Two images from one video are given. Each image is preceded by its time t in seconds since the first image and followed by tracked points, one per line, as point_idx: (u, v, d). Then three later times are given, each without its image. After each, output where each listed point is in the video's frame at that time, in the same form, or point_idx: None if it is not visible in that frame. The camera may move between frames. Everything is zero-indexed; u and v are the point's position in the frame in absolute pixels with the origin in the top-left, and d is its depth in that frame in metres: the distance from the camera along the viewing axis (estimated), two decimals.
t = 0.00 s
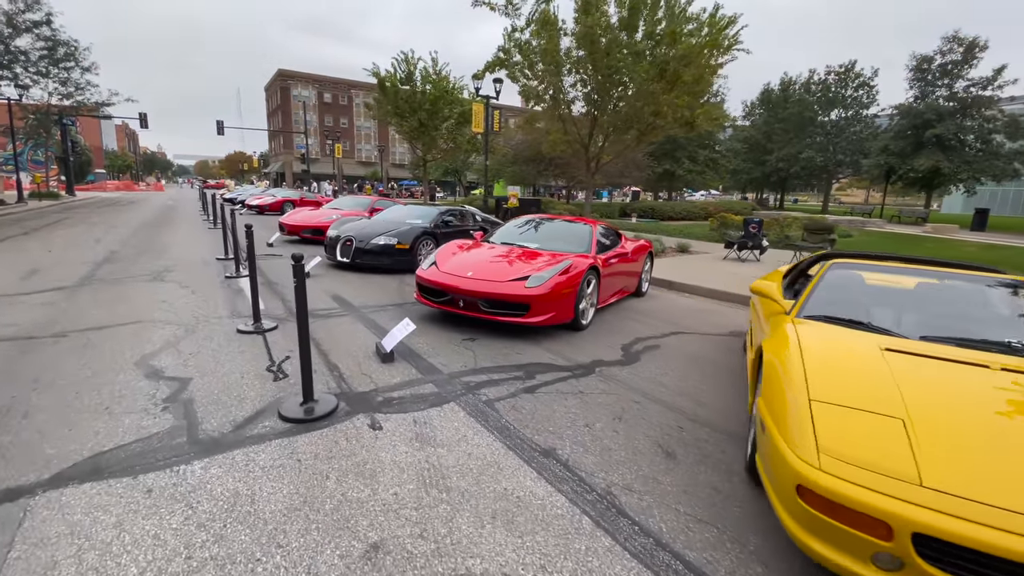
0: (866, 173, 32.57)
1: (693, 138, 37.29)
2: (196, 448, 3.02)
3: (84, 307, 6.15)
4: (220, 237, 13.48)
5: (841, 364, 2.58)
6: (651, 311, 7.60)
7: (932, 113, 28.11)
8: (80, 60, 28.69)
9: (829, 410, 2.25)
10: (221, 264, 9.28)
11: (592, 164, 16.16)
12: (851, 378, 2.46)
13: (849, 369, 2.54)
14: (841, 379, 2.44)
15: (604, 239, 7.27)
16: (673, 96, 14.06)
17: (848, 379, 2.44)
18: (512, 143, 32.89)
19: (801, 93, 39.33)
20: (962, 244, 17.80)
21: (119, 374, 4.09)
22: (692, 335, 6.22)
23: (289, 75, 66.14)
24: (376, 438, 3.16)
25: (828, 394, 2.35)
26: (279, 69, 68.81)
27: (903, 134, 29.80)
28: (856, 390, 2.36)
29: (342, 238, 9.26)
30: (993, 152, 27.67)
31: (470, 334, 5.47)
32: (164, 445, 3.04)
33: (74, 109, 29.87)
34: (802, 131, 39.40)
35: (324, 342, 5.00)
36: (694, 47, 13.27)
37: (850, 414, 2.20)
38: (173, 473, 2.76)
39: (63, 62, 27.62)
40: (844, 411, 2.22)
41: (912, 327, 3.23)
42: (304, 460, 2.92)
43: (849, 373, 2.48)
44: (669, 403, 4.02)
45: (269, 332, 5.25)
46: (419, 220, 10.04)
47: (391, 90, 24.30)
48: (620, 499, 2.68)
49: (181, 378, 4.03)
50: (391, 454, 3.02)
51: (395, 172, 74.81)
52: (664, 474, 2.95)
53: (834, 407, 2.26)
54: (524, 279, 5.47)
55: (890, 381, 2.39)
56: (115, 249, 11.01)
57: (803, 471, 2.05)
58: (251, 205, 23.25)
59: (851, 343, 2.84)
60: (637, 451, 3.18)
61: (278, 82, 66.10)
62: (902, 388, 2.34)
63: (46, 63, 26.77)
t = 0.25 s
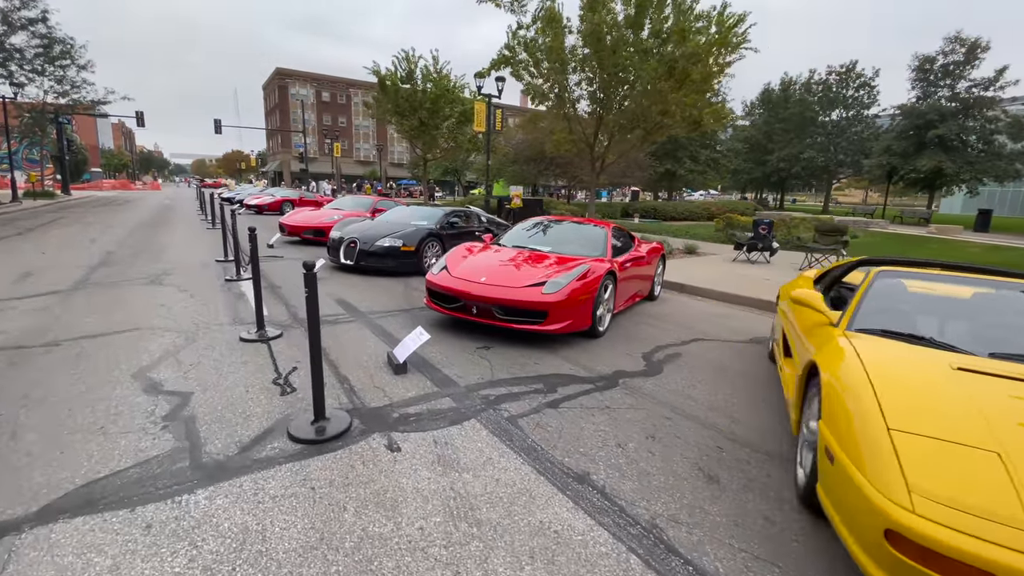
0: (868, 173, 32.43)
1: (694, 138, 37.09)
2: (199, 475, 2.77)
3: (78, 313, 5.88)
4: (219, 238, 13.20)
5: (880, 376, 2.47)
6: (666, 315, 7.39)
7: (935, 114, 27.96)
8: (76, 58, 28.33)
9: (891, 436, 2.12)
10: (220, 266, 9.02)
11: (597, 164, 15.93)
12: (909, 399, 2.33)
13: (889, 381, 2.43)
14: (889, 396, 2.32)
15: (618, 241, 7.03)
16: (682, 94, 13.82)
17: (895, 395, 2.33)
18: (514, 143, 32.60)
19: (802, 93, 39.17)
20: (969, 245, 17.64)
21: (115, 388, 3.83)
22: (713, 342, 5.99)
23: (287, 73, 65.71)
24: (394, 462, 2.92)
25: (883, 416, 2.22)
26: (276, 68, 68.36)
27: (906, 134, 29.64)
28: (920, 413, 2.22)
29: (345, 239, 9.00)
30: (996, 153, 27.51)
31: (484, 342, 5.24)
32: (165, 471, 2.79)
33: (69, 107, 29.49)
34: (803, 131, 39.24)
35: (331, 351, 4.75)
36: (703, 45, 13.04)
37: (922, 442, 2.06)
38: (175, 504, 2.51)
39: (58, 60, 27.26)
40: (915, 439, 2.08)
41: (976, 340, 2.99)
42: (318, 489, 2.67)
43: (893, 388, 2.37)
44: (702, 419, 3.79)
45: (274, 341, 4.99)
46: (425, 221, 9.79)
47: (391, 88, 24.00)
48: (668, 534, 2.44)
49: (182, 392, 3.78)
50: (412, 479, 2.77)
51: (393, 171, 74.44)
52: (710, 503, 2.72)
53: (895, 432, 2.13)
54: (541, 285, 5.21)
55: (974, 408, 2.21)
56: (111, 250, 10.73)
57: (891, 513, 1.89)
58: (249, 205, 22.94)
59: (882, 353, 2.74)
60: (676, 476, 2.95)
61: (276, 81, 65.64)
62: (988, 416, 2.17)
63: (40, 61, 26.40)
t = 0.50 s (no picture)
0: (868, 172, 32.26)
1: (694, 137, 36.87)
2: (195, 497, 2.51)
3: (67, 315, 5.61)
4: (215, 237, 12.91)
5: (951, 386, 2.25)
6: (679, 316, 7.16)
7: (935, 113, 27.78)
8: (67, 54, 27.89)
9: (976, 456, 1.91)
10: (217, 266, 8.75)
11: (600, 162, 15.68)
12: (987, 412, 2.11)
13: (962, 392, 2.21)
14: (965, 409, 2.11)
15: (631, 240, 6.78)
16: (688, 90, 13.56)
17: (972, 409, 2.11)
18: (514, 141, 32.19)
19: (801, 91, 38.99)
20: (974, 244, 17.46)
21: (104, 397, 3.58)
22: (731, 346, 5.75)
23: (283, 71, 65.21)
24: (410, 480, 2.67)
25: (964, 433, 2.00)
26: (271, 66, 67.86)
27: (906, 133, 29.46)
28: (1003, 428, 2.01)
29: (346, 238, 8.74)
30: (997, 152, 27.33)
31: (495, 346, 4.99)
32: (156, 493, 2.54)
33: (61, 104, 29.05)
34: (802, 130, 39.08)
35: (336, 356, 4.50)
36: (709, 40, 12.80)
37: (1013, 464, 1.85)
38: (167, 532, 2.25)
39: (48, 56, 26.82)
40: (1005, 461, 1.87)
41: None
42: (326, 513, 2.41)
43: (969, 400, 2.16)
44: (733, 431, 3.54)
45: (274, 344, 4.73)
46: (428, 219, 9.53)
47: (389, 85, 23.70)
48: (717, 564, 2.20)
49: (176, 402, 3.52)
50: (430, 500, 2.52)
51: (390, 170, 74.02)
52: (758, 526, 2.49)
53: (981, 452, 1.92)
54: (555, 285, 4.95)
55: None
56: (104, 249, 10.43)
57: (985, 544, 1.68)
58: (245, 203, 22.63)
59: (945, 359, 2.52)
60: (716, 495, 2.72)
61: (271, 79, 65.17)
62: None
63: (30, 56, 25.96)
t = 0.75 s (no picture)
0: (868, 172, 32.14)
1: (693, 136, 36.71)
2: (191, 542, 2.24)
3: (55, 324, 5.31)
4: (211, 238, 12.60)
5: None
6: (694, 322, 6.91)
7: (936, 112, 27.65)
8: (58, 51, 27.46)
9: None
10: (212, 269, 8.44)
11: (603, 162, 15.43)
12: None
13: None
14: None
15: (646, 244, 6.52)
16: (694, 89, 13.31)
17: None
18: (514, 140, 31.84)
19: (801, 90, 38.86)
20: (980, 245, 17.29)
21: (92, 419, 3.29)
22: (753, 355, 5.50)
23: (279, 69, 64.67)
24: (431, 519, 2.40)
25: None
26: (267, 64, 67.31)
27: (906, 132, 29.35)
28: None
29: (347, 241, 8.45)
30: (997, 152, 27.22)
31: (509, 357, 4.73)
32: (148, 537, 2.27)
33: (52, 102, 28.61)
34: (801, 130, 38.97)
35: (341, 370, 4.23)
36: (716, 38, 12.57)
37: None
38: None
39: (39, 53, 26.38)
40: None
41: None
42: (340, 560, 2.14)
43: None
44: (772, 454, 3.29)
45: (275, 357, 4.45)
46: (431, 221, 9.25)
47: (387, 84, 23.39)
48: None
49: (171, 424, 3.25)
50: (455, 544, 2.26)
51: (387, 170, 73.57)
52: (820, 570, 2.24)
53: None
54: (571, 293, 4.68)
55: None
56: (95, 252, 10.10)
57: None
58: (241, 203, 22.28)
59: None
60: (769, 532, 2.47)
61: (267, 77, 64.65)
62: None
63: (21, 53, 25.52)
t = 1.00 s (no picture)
0: (867, 171, 32.07)
1: (692, 135, 36.56)
2: None
3: (44, 329, 5.05)
4: (206, 238, 12.31)
5: None
6: (707, 324, 6.72)
7: (937, 110, 27.59)
8: (50, 48, 27.00)
9: None
10: (209, 270, 8.18)
11: (606, 160, 15.22)
12: None
13: None
14: None
15: (659, 243, 6.32)
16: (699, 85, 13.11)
17: None
18: (513, 138, 31.58)
19: (799, 88, 38.77)
20: (982, 244, 17.21)
21: (82, 435, 3.06)
22: (773, 359, 5.30)
23: (274, 67, 64.12)
24: (455, 549, 2.19)
25: None
26: (261, 62, 66.73)
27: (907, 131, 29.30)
28: None
29: (347, 240, 8.21)
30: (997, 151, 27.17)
31: (523, 363, 4.50)
32: (144, 571, 2.04)
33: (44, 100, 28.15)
34: (800, 128, 38.91)
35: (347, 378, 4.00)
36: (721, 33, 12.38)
37: None
38: None
39: (31, 50, 25.91)
40: None
41: None
42: None
43: None
44: (812, 469, 3.08)
45: (277, 363, 4.21)
46: (433, 221, 9.02)
47: (385, 81, 23.10)
48: None
49: (169, 440, 3.01)
50: None
51: (384, 169, 73.18)
52: None
53: None
54: (588, 296, 4.46)
55: None
56: (87, 253, 9.79)
57: None
58: (237, 202, 21.94)
59: None
60: (826, 559, 2.27)
61: (261, 75, 64.08)
62: None
63: (13, 51, 25.08)
